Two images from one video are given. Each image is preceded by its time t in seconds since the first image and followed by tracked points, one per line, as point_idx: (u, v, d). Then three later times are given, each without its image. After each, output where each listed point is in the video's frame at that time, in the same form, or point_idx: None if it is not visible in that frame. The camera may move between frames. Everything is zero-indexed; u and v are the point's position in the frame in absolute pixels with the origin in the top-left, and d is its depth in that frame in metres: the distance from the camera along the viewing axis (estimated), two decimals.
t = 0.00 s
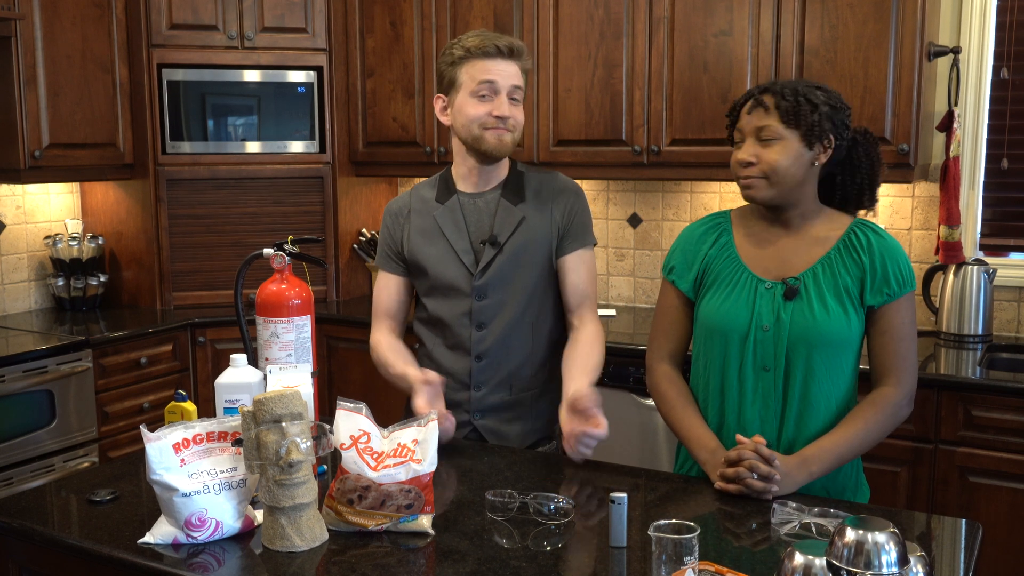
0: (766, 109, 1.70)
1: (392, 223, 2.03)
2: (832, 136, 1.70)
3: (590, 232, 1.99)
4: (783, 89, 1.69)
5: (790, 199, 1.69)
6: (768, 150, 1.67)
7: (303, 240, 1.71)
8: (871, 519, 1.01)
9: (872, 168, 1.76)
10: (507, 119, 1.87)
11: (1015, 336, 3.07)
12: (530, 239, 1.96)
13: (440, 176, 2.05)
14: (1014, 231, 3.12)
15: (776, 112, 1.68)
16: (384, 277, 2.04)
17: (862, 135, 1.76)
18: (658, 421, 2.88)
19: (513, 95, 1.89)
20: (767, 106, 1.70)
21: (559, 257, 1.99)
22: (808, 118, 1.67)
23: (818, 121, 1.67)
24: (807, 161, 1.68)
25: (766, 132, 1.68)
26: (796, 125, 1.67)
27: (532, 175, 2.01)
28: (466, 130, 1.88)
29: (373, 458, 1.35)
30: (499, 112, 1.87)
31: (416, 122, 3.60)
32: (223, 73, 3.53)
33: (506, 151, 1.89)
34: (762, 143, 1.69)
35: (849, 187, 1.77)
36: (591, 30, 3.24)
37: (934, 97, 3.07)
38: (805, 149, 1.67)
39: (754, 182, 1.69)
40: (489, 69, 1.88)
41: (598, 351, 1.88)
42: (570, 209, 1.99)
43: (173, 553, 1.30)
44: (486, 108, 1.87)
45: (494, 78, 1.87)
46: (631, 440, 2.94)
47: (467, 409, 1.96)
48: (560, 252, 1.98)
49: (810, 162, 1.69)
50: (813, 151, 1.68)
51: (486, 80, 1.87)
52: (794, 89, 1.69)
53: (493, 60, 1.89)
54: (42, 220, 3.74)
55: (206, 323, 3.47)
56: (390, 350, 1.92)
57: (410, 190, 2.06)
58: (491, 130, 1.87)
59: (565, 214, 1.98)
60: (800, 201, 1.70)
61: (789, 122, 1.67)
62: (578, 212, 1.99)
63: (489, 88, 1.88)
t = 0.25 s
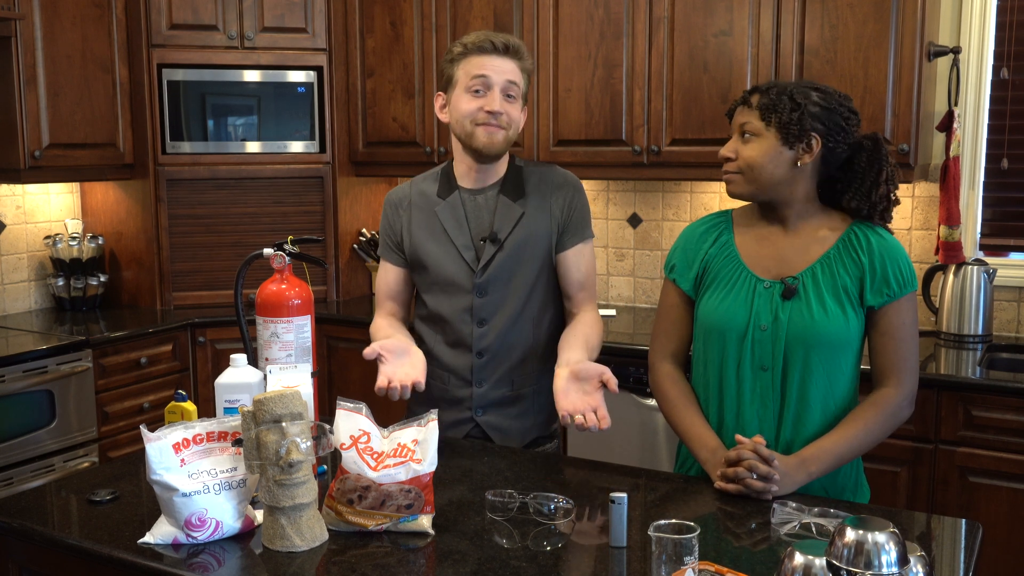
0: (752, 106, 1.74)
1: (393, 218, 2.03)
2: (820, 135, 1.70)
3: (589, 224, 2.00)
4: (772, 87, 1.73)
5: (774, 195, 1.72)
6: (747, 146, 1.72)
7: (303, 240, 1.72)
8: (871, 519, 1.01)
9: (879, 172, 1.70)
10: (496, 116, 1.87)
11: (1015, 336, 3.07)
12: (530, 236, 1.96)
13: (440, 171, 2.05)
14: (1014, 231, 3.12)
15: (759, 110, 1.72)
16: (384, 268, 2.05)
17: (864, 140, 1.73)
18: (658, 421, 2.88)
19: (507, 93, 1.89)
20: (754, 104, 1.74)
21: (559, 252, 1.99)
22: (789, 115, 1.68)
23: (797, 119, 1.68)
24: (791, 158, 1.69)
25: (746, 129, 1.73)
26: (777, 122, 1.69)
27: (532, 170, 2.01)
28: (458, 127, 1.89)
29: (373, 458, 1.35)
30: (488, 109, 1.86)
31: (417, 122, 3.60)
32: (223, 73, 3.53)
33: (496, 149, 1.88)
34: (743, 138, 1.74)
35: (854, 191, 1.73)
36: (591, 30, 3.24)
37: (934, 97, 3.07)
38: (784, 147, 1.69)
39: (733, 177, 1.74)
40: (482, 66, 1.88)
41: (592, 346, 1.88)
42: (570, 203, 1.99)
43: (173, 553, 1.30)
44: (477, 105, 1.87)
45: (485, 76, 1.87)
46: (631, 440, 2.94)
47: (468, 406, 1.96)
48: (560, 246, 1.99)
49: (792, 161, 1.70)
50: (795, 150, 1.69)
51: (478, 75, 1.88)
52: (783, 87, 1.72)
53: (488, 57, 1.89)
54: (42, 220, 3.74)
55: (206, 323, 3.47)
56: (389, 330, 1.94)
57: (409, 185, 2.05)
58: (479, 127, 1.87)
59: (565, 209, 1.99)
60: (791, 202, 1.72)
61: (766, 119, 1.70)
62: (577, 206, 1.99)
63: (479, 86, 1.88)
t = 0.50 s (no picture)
0: (748, 106, 1.75)
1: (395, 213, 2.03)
2: (815, 135, 1.69)
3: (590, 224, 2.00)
4: (768, 87, 1.73)
5: (767, 194, 1.72)
6: (741, 145, 1.73)
7: (303, 240, 1.72)
8: (871, 519, 1.01)
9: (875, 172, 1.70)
10: (492, 117, 1.87)
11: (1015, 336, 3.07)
12: (530, 235, 1.96)
13: (443, 168, 2.05)
14: (1014, 231, 3.12)
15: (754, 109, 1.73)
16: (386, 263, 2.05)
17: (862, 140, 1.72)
18: (658, 421, 2.88)
19: (508, 94, 1.89)
20: (750, 104, 1.74)
21: (558, 252, 1.99)
22: (782, 114, 1.68)
23: (790, 119, 1.68)
24: (784, 157, 1.70)
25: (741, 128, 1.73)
26: (770, 122, 1.70)
27: (534, 169, 2.01)
28: (457, 125, 1.90)
29: (373, 458, 1.34)
30: (484, 110, 1.87)
31: (417, 122, 3.60)
32: (223, 73, 3.53)
33: (492, 150, 1.89)
34: (738, 138, 1.74)
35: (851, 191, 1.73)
36: (591, 30, 3.24)
37: (934, 97, 3.08)
38: (777, 147, 1.69)
39: (727, 176, 1.75)
40: (486, 65, 1.88)
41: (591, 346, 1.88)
42: (571, 203, 1.99)
43: (173, 553, 1.30)
44: (476, 104, 1.88)
45: (486, 75, 1.87)
46: (631, 440, 2.94)
47: (467, 405, 1.96)
48: (560, 247, 1.99)
49: (786, 161, 1.70)
50: (788, 149, 1.69)
51: (480, 75, 1.88)
52: (778, 88, 1.72)
53: (493, 56, 1.88)
54: (42, 220, 3.74)
55: (206, 323, 3.47)
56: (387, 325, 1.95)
57: (412, 181, 2.05)
58: (477, 127, 1.88)
59: (566, 208, 1.98)
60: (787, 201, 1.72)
61: (760, 119, 1.70)
62: (578, 206, 1.99)
63: (479, 86, 1.88)
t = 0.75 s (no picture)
0: (746, 106, 1.75)
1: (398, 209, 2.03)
2: (814, 136, 1.69)
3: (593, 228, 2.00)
4: (767, 88, 1.73)
5: (767, 194, 1.72)
6: (740, 146, 1.73)
7: (303, 240, 1.72)
8: (871, 519, 1.01)
9: (875, 173, 1.70)
10: (502, 120, 1.87)
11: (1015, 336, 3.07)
12: (533, 237, 1.96)
13: (448, 166, 2.05)
14: (1014, 231, 3.12)
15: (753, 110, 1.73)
16: (388, 260, 2.05)
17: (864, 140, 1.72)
18: (658, 421, 2.88)
19: (518, 97, 1.89)
20: (749, 104, 1.74)
21: (561, 254, 1.99)
22: (780, 115, 1.68)
23: (789, 119, 1.68)
24: (783, 158, 1.70)
25: (741, 128, 1.73)
26: (768, 123, 1.70)
27: (539, 170, 2.01)
28: (465, 126, 1.90)
29: (373, 458, 1.34)
30: (495, 113, 1.86)
31: (417, 122, 3.60)
32: (223, 73, 3.54)
33: (500, 153, 1.89)
34: (737, 138, 1.74)
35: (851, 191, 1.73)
36: (591, 30, 3.24)
37: (934, 97, 3.08)
38: (777, 147, 1.69)
39: (727, 177, 1.75)
40: (498, 67, 1.87)
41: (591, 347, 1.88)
42: (575, 206, 1.99)
43: (173, 553, 1.30)
44: (487, 106, 1.88)
45: (497, 77, 1.87)
46: (631, 440, 2.94)
47: (467, 405, 1.96)
48: (563, 249, 1.99)
49: (785, 161, 1.70)
50: (787, 150, 1.69)
51: (491, 77, 1.87)
52: (777, 88, 1.72)
53: (504, 57, 1.88)
54: (42, 220, 3.74)
55: (206, 323, 3.47)
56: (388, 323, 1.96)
57: (417, 178, 2.05)
58: (486, 129, 1.88)
59: (570, 211, 1.98)
60: (789, 202, 1.72)
61: (759, 119, 1.70)
62: (582, 209, 1.99)
63: (490, 87, 1.88)
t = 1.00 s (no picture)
0: (747, 106, 1.75)
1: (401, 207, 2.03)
2: (814, 136, 1.69)
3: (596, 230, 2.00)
4: (767, 88, 1.73)
5: (768, 194, 1.72)
6: (741, 146, 1.73)
7: (303, 240, 1.72)
8: (871, 519, 1.01)
9: (875, 173, 1.70)
10: (506, 121, 1.87)
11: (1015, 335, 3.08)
12: (537, 238, 1.96)
13: (451, 165, 2.04)
14: (1014, 231, 3.12)
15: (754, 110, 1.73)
16: (390, 258, 2.04)
17: (865, 141, 1.72)
18: (658, 421, 2.88)
19: (522, 98, 1.88)
20: (750, 104, 1.74)
21: (564, 256, 1.99)
22: (781, 115, 1.68)
23: (790, 119, 1.68)
24: (784, 158, 1.70)
25: (741, 129, 1.73)
26: (769, 123, 1.70)
27: (543, 171, 2.00)
28: (470, 127, 1.90)
29: (373, 458, 1.35)
30: (499, 114, 1.86)
31: (417, 122, 3.60)
32: (223, 73, 3.54)
33: (504, 154, 1.89)
34: (738, 139, 1.74)
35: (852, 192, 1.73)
36: (591, 30, 3.24)
37: (934, 97, 3.08)
38: (777, 147, 1.69)
39: (727, 177, 1.75)
40: (502, 68, 1.87)
41: (592, 348, 1.89)
42: (579, 208, 1.99)
43: (173, 553, 1.30)
44: (491, 107, 1.87)
45: (502, 78, 1.87)
46: (631, 440, 2.94)
47: (468, 405, 1.96)
48: (566, 251, 1.99)
49: (786, 162, 1.70)
50: (788, 150, 1.69)
51: (496, 78, 1.87)
52: (778, 88, 1.72)
53: (509, 58, 1.87)
54: (42, 220, 3.74)
55: (206, 323, 3.47)
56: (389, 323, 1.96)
57: (421, 177, 2.05)
58: (490, 130, 1.87)
59: (574, 213, 1.99)
60: (789, 202, 1.72)
61: (760, 119, 1.70)
62: (586, 211, 1.99)
63: (494, 88, 1.87)
